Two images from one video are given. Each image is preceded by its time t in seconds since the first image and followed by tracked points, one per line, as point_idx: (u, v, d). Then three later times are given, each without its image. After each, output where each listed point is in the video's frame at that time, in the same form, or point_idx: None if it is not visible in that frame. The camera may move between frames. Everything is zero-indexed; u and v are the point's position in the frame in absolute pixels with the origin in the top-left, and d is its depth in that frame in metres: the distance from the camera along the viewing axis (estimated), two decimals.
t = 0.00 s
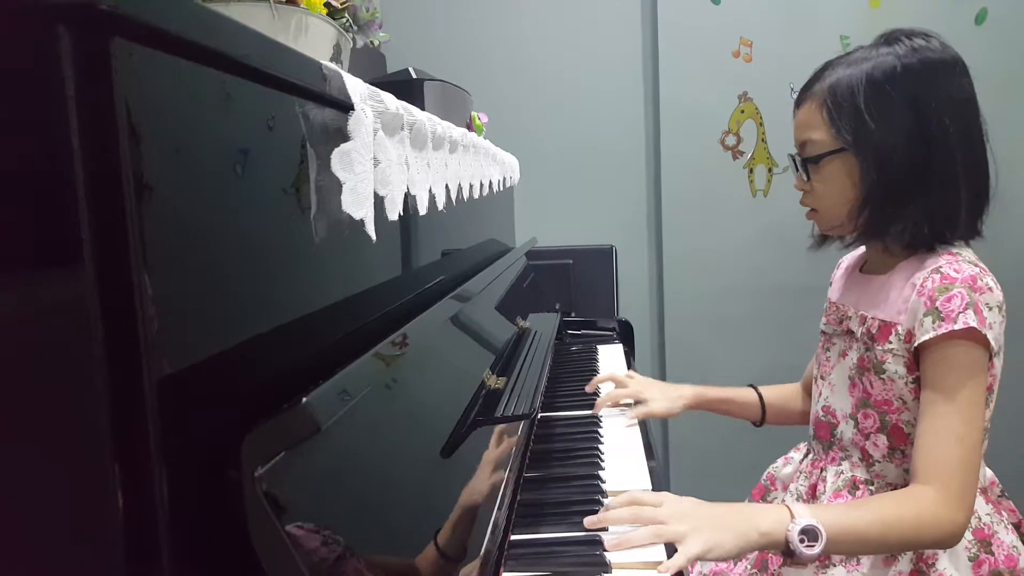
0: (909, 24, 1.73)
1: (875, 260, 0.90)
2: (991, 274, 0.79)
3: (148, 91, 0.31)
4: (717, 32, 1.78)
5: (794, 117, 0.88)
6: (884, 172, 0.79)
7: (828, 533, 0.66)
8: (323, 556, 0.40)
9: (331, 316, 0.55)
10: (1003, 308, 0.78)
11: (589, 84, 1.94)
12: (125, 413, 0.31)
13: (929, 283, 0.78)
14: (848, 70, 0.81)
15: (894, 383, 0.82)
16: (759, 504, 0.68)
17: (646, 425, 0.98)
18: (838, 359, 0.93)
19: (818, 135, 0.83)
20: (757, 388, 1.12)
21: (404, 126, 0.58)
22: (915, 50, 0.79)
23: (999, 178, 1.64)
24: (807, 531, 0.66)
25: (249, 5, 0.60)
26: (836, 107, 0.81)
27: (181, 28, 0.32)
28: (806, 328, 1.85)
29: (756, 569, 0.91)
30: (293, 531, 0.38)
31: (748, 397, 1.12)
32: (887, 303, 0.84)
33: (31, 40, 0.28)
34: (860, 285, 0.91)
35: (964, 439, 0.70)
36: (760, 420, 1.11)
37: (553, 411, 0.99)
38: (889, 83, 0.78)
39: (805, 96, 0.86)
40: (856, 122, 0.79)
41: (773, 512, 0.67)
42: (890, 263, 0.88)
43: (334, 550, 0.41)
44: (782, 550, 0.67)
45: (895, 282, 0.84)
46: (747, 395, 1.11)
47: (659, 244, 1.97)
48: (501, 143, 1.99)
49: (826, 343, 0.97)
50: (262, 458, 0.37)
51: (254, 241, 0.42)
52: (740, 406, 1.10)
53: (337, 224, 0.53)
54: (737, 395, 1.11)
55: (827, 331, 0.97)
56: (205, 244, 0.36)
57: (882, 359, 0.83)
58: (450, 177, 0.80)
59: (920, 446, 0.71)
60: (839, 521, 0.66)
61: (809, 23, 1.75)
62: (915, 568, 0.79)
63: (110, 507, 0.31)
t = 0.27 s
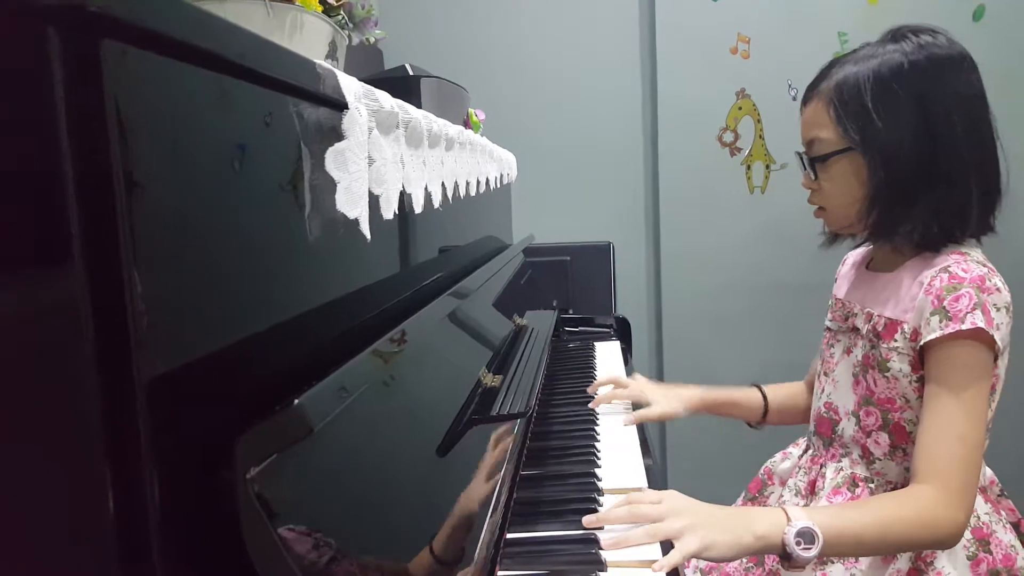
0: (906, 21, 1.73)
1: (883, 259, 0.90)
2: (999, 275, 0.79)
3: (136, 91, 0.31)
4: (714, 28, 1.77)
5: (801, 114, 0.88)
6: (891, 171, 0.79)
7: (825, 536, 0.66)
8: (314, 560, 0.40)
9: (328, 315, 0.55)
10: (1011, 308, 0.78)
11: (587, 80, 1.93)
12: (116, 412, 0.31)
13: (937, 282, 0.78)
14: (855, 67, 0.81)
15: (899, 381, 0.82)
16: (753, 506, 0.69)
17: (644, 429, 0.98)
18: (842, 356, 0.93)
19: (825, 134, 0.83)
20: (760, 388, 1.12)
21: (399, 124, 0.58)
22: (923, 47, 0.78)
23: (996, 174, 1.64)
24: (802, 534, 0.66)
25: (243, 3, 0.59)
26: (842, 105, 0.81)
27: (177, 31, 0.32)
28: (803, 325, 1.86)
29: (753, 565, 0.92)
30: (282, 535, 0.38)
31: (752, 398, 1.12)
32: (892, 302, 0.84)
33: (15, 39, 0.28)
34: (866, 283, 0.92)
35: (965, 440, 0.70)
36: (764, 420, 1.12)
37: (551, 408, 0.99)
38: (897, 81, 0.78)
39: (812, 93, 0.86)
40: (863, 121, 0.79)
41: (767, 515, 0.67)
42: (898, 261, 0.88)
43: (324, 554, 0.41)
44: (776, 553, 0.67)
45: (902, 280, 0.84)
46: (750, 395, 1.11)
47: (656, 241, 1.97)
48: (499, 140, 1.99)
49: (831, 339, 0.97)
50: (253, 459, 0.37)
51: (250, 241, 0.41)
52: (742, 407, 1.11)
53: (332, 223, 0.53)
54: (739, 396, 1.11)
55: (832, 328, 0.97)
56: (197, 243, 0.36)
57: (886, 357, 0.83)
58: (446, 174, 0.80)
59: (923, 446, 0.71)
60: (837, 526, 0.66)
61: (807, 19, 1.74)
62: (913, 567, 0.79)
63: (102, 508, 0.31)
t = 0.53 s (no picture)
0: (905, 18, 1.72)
1: (883, 255, 0.90)
2: (1000, 272, 0.79)
3: (125, 84, 0.31)
4: (714, 25, 1.77)
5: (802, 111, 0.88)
6: (896, 167, 0.79)
7: (823, 527, 0.66)
8: (310, 558, 0.40)
9: (324, 311, 0.55)
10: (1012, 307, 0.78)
11: (586, 77, 1.93)
12: (106, 411, 0.31)
13: (938, 279, 0.78)
14: (856, 64, 0.81)
15: (898, 379, 0.82)
16: (752, 495, 0.69)
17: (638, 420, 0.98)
18: (842, 353, 0.93)
19: (827, 130, 0.83)
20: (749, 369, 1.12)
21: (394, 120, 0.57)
22: (925, 43, 0.78)
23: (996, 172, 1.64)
24: (800, 524, 0.66)
25: None
26: (844, 102, 0.81)
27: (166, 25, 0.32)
28: (802, 322, 1.85)
29: (750, 562, 0.92)
30: (275, 534, 0.38)
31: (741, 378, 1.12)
32: (893, 299, 0.84)
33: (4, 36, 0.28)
34: (867, 280, 0.91)
35: (964, 437, 0.70)
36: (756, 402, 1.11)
37: (548, 405, 0.99)
38: (899, 78, 0.78)
39: (814, 90, 0.86)
40: (865, 117, 0.79)
41: (767, 505, 0.67)
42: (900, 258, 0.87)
43: (321, 552, 0.41)
44: (774, 543, 0.67)
45: (902, 277, 0.84)
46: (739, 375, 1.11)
47: (655, 239, 1.96)
48: (497, 137, 1.99)
49: (831, 337, 0.97)
50: (242, 458, 0.37)
51: (245, 239, 0.41)
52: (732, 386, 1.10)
53: (326, 219, 0.52)
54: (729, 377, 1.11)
55: (832, 326, 0.97)
56: (189, 237, 0.36)
57: (887, 354, 0.83)
58: (443, 171, 0.80)
59: (923, 443, 0.71)
60: (832, 516, 0.66)
61: (807, 15, 1.74)
62: (911, 564, 0.79)
63: (89, 505, 0.31)
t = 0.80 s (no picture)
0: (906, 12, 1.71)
1: (875, 251, 0.90)
2: (991, 266, 0.78)
3: (119, 80, 0.31)
4: (714, 20, 1.76)
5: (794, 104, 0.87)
6: (885, 163, 0.78)
7: (824, 523, 0.66)
8: (312, 552, 0.41)
9: (320, 307, 0.55)
10: (1003, 299, 0.77)
11: (586, 72, 1.92)
12: (97, 407, 0.31)
13: (928, 274, 0.78)
14: (847, 58, 0.80)
15: (893, 375, 0.81)
16: (751, 492, 0.69)
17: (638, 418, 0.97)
18: (837, 350, 0.93)
19: (817, 124, 0.83)
20: (750, 376, 1.11)
21: (390, 116, 0.57)
22: (916, 38, 0.77)
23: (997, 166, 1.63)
24: (801, 521, 0.65)
25: None
26: (836, 96, 0.80)
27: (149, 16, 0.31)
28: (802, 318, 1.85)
29: (750, 560, 0.91)
30: (276, 528, 0.38)
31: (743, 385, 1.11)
32: (885, 295, 0.83)
33: None
34: (859, 276, 0.91)
35: (960, 433, 0.69)
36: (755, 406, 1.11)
37: (546, 402, 0.99)
38: (891, 72, 0.77)
39: (806, 84, 0.85)
40: (856, 111, 0.79)
41: (767, 501, 0.67)
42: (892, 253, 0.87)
43: (325, 545, 0.42)
44: (775, 540, 0.67)
45: (894, 273, 0.84)
46: (740, 383, 1.10)
47: (655, 235, 1.96)
48: (497, 133, 1.98)
49: (825, 333, 0.96)
50: (239, 456, 0.37)
51: (239, 236, 0.41)
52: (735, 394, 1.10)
53: (322, 214, 0.52)
54: (730, 383, 1.10)
55: (825, 322, 0.97)
56: (189, 236, 0.36)
57: (880, 350, 0.83)
58: (441, 167, 0.80)
59: (921, 439, 0.71)
60: (832, 512, 0.66)
61: (807, 10, 1.73)
62: (910, 560, 0.79)
63: (80, 507, 0.31)
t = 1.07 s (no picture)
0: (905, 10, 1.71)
1: (877, 249, 0.90)
2: (990, 264, 0.78)
3: (112, 81, 0.31)
4: (711, 18, 1.76)
5: (795, 102, 0.87)
6: (886, 160, 0.78)
7: (820, 525, 0.66)
8: (311, 553, 0.41)
9: (315, 305, 0.55)
10: (1003, 298, 0.77)
11: (584, 71, 1.92)
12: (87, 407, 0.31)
13: (927, 272, 0.78)
14: (849, 56, 0.80)
15: (892, 372, 0.81)
16: (746, 496, 0.69)
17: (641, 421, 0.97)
18: (837, 348, 0.93)
19: (818, 122, 0.83)
20: (756, 386, 1.11)
21: (386, 115, 0.57)
22: (918, 37, 0.78)
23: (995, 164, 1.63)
24: (797, 522, 0.66)
25: None
26: (837, 94, 0.80)
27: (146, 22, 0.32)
28: (801, 316, 1.85)
29: (749, 558, 0.91)
30: (270, 530, 0.38)
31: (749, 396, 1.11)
32: (885, 293, 0.84)
33: None
34: (860, 274, 0.91)
35: (956, 431, 0.70)
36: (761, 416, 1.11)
37: (545, 400, 0.99)
38: (894, 70, 0.77)
39: (807, 82, 0.85)
40: (859, 109, 0.79)
41: (763, 504, 0.68)
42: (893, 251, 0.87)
43: (322, 547, 0.42)
44: (771, 543, 0.67)
45: (894, 271, 0.84)
46: (748, 394, 1.10)
47: (654, 233, 1.96)
48: (495, 131, 1.98)
49: (825, 331, 0.97)
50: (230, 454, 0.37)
51: (233, 237, 0.42)
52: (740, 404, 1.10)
53: (318, 215, 0.53)
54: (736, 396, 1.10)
55: (826, 320, 0.97)
56: (181, 237, 0.37)
57: (879, 349, 0.83)
58: (438, 166, 0.80)
59: (919, 438, 0.71)
60: (831, 514, 0.66)
61: (805, 8, 1.73)
62: (908, 558, 0.79)
63: (69, 509, 0.31)
